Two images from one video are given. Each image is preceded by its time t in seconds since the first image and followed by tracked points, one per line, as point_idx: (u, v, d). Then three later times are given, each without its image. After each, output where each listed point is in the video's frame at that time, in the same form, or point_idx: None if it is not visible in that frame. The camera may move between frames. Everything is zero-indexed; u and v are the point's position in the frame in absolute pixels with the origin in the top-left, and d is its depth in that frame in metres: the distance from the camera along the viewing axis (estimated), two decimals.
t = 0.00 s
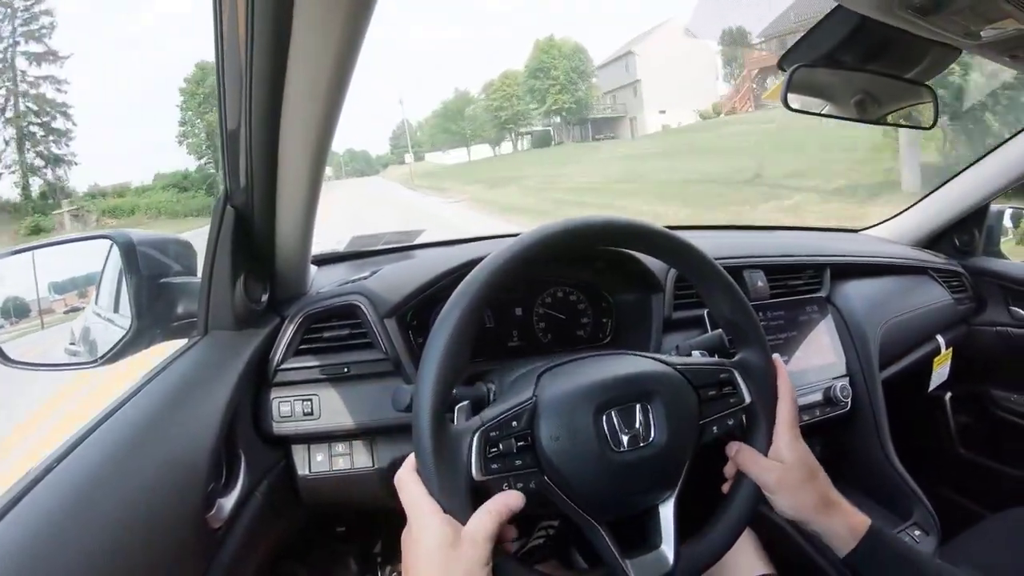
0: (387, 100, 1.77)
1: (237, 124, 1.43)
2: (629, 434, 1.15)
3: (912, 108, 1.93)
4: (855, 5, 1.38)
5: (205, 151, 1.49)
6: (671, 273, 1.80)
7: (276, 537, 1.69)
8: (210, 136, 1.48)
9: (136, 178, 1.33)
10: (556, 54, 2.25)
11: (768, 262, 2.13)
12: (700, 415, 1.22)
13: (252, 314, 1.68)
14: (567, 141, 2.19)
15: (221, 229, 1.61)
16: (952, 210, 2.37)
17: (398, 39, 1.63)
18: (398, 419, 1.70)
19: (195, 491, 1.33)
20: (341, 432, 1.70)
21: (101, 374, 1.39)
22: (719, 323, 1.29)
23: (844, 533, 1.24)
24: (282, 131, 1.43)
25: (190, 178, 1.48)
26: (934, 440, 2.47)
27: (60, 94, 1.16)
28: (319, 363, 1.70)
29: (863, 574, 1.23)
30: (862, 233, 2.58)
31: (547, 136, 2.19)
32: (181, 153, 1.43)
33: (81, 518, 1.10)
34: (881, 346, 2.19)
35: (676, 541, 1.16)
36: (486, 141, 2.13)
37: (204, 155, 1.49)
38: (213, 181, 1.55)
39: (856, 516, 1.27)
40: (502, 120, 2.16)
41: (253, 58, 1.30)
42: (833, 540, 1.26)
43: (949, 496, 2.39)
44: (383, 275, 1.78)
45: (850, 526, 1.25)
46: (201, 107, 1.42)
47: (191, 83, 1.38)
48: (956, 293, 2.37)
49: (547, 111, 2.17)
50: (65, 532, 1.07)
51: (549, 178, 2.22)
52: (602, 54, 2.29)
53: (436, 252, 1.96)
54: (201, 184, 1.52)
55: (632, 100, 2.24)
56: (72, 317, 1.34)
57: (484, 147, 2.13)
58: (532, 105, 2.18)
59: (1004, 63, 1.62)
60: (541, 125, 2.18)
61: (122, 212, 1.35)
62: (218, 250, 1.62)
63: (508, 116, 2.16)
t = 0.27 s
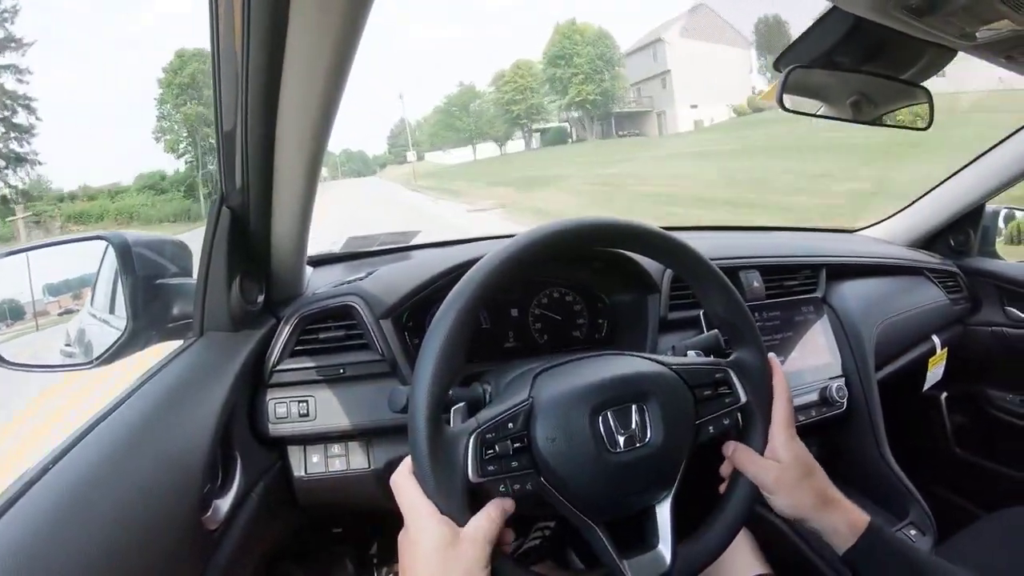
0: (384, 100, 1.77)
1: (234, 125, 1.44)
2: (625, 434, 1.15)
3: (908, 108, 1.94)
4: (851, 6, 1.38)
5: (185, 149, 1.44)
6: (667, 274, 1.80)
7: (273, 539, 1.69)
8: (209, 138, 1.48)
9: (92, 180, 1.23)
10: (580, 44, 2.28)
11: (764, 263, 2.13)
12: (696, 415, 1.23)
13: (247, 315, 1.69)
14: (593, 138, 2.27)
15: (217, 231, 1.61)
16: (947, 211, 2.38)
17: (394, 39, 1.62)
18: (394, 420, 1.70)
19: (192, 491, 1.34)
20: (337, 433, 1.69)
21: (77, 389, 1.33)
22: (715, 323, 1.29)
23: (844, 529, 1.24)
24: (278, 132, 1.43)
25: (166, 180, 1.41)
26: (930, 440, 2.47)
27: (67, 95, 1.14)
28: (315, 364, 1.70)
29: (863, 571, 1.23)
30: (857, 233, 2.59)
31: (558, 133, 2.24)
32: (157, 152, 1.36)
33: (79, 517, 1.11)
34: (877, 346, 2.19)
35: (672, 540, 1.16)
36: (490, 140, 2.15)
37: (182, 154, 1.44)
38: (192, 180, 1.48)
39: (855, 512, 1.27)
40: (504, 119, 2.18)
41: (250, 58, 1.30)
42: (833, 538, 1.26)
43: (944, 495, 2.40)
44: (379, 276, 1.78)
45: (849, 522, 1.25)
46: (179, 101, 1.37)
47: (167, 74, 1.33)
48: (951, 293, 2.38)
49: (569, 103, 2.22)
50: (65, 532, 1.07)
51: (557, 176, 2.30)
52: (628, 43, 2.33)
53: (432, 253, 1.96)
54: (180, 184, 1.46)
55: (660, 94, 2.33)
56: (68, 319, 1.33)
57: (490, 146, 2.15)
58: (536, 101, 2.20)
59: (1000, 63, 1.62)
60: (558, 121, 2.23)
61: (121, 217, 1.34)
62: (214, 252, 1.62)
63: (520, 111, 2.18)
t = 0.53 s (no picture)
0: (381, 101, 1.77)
1: (228, 122, 1.42)
2: (623, 434, 1.15)
3: (903, 107, 1.94)
4: (846, 5, 1.38)
5: (163, 149, 1.40)
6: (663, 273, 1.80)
7: (271, 540, 1.69)
8: (203, 137, 1.46)
9: (88, 180, 1.25)
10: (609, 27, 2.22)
11: (760, 262, 2.14)
12: (694, 413, 1.23)
13: (244, 315, 1.69)
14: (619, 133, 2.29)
15: (213, 232, 1.60)
16: (943, 209, 2.38)
17: (391, 39, 1.62)
18: (391, 420, 1.70)
19: (191, 492, 1.34)
20: (335, 435, 1.69)
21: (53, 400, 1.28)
22: (711, 320, 1.29)
23: (847, 519, 1.24)
24: (273, 132, 1.43)
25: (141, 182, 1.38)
26: (927, 437, 2.47)
27: (67, 94, 1.16)
28: (312, 365, 1.70)
29: (863, 561, 1.22)
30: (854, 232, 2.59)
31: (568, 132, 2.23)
32: (133, 153, 1.33)
33: (78, 518, 1.11)
34: (873, 345, 2.20)
35: (671, 538, 1.17)
36: (493, 140, 2.16)
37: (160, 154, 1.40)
38: (168, 183, 1.45)
39: (857, 503, 1.26)
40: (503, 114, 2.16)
41: (245, 59, 1.30)
42: (836, 529, 1.25)
43: (941, 492, 2.40)
44: (376, 276, 1.78)
45: (852, 512, 1.24)
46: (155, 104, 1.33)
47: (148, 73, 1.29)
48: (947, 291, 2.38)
49: (597, 95, 2.19)
50: (64, 533, 1.07)
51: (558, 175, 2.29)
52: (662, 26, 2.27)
53: (429, 253, 1.96)
54: (156, 187, 1.42)
55: (694, 86, 2.33)
56: (64, 321, 1.33)
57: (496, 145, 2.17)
58: (540, 97, 2.19)
59: (993, 62, 1.63)
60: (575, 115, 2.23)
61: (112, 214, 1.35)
62: (210, 254, 1.62)
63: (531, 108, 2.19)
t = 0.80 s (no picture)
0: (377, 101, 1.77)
1: (224, 127, 1.42)
2: (620, 432, 1.15)
3: (898, 104, 1.94)
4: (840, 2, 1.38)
5: (135, 144, 1.31)
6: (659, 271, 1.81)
7: (270, 542, 1.69)
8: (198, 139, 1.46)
9: (55, 182, 1.16)
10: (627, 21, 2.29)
11: (756, 259, 2.14)
12: (691, 410, 1.23)
13: (241, 318, 1.68)
14: (660, 128, 2.35)
15: (209, 234, 1.60)
16: (938, 205, 2.39)
17: (387, 39, 1.62)
18: (389, 421, 1.70)
19: (190, 494, 1.34)
20: (333, 435, 1.69)
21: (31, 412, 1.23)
22: (706, 317, 1.28)
23: (845, 513, 1.26)
24: (269, 133, 1.43)
25: (115, 184, 1.31)
26: (923, 433, 2.48)
27: (68, 95, 1.15)
28: (309, 365, 1.70)
29: (863, 554, 1.25)
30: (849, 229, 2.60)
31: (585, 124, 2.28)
32: (108, 155, 1.26)
33: (74, 522, 1.10)
34: (870, 341, 2.20)
35: (671, 536, 1.17)
36: (502, 138, 2.18)
37: (133, 151, 1.32)
38: (146, 185, 1.39)
39: (855, 496, 1.28)
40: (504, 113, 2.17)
41: (241, 60, 1.29)
42: (834, 523, 1.27)
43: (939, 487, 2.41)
44: (372, 277, 1.77)
45: (850, 506, 1.26)
46: (129, 101, 1.26)
47: (120, 70, 1.23)
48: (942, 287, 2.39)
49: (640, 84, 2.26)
50: (65, 536, 1.07)
51: (558, 172, 2.30)
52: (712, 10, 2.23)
53: (425, 253, 1.96)
54: (128, 189, 1.35)
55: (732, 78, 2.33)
56: (60, 325, 1.33)
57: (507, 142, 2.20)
58: (542, 96, 2.20)
59: (988, 58, 1.63)
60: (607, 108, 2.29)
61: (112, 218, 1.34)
62: (205, 256, 1.61)
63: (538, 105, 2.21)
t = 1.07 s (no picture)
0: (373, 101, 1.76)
1: (219, 124, 1.40)
2: (619, 430, 1.15)
3: (893, 100, 1.95)
4: None
5: (108, 141, 1.26)
6: (656, 269, 1.80)
7: (268, 543, 1.69)
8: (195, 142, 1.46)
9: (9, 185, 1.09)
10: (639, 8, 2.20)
11: (752, 257, 2.14)
12: (689, 408, 1.23)
13: (238, 320, 1.68)
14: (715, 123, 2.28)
15: (205, 233, 1.59)
16: (935, 200, 2.39)
17: (383, 37, 1.62)
18: (387, 421, 1.69)
19: (189, 497, 1.33)
20: (332, 437, 1.69)
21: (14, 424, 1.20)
22: (703, 315, 1.29)
23: (844, 512, 1.25)
24: (264, 134, 1.43)
25: (78, 185, 1.23)
26: (920, 429, 2.49)
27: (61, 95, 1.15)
28: (306, 366, 1.70)
29: (861, 553, 1.24)
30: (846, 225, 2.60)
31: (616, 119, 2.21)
32: (70, 151, 1.18)
33: (73, 525, 1.10)
34: (867, 337, 2.21)
35: (670, 535, 1.17)
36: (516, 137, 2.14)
37: (101, 148, 1.25)
38: (113, 185, 1.30)
39: (854, 494, 1.27)
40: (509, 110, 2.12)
41: (234, 62, 1.29)
42: (832, 522, 1.27)
43: (937, 482, 2.41)
44: (369, 277, 1.77)
45: (849, 505, 1.26)
46: (97, 92, 1.20)
47: (81, 54, 1.15)
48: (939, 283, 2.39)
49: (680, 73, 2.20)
50: (63, 540, 1.07)
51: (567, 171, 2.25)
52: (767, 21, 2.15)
53: (421, 253, 1.95)
54: (91, 191, 1.26)
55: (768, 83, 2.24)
56: (55, 329, 1.33)
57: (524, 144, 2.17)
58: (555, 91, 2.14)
59: (982, 54, 1.63)
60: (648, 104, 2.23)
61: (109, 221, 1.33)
62: (201, 258, 1.61)
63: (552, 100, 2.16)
